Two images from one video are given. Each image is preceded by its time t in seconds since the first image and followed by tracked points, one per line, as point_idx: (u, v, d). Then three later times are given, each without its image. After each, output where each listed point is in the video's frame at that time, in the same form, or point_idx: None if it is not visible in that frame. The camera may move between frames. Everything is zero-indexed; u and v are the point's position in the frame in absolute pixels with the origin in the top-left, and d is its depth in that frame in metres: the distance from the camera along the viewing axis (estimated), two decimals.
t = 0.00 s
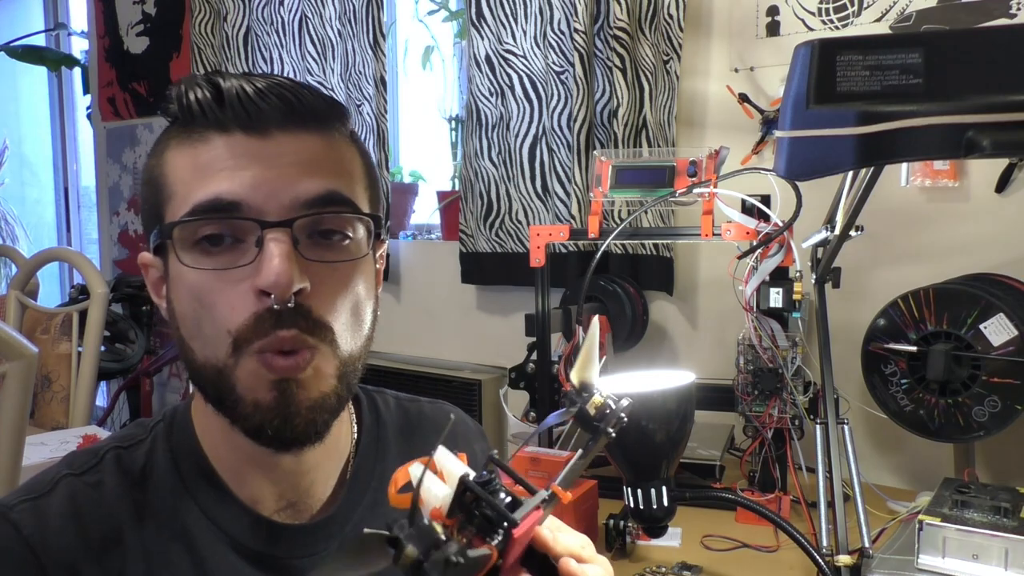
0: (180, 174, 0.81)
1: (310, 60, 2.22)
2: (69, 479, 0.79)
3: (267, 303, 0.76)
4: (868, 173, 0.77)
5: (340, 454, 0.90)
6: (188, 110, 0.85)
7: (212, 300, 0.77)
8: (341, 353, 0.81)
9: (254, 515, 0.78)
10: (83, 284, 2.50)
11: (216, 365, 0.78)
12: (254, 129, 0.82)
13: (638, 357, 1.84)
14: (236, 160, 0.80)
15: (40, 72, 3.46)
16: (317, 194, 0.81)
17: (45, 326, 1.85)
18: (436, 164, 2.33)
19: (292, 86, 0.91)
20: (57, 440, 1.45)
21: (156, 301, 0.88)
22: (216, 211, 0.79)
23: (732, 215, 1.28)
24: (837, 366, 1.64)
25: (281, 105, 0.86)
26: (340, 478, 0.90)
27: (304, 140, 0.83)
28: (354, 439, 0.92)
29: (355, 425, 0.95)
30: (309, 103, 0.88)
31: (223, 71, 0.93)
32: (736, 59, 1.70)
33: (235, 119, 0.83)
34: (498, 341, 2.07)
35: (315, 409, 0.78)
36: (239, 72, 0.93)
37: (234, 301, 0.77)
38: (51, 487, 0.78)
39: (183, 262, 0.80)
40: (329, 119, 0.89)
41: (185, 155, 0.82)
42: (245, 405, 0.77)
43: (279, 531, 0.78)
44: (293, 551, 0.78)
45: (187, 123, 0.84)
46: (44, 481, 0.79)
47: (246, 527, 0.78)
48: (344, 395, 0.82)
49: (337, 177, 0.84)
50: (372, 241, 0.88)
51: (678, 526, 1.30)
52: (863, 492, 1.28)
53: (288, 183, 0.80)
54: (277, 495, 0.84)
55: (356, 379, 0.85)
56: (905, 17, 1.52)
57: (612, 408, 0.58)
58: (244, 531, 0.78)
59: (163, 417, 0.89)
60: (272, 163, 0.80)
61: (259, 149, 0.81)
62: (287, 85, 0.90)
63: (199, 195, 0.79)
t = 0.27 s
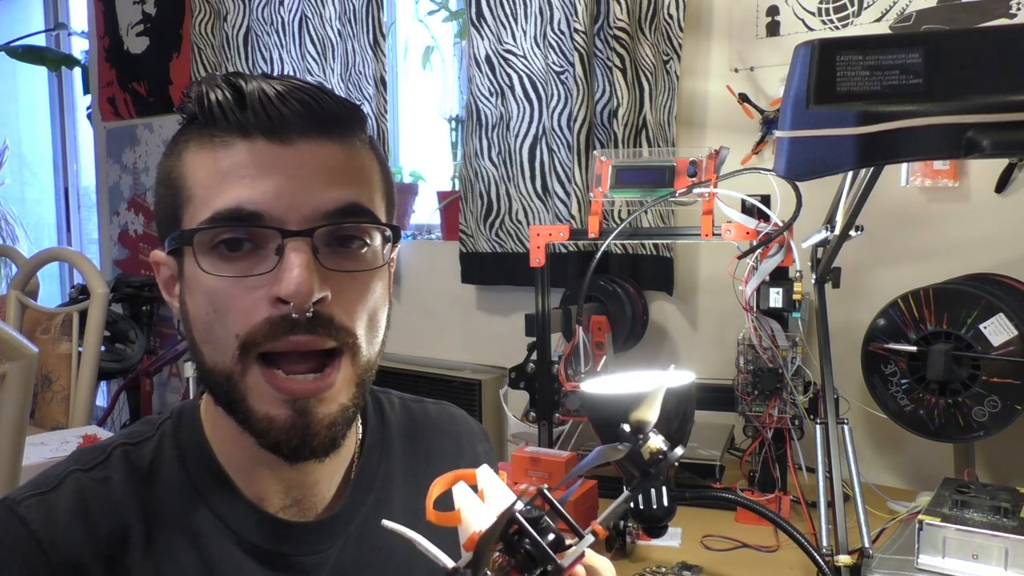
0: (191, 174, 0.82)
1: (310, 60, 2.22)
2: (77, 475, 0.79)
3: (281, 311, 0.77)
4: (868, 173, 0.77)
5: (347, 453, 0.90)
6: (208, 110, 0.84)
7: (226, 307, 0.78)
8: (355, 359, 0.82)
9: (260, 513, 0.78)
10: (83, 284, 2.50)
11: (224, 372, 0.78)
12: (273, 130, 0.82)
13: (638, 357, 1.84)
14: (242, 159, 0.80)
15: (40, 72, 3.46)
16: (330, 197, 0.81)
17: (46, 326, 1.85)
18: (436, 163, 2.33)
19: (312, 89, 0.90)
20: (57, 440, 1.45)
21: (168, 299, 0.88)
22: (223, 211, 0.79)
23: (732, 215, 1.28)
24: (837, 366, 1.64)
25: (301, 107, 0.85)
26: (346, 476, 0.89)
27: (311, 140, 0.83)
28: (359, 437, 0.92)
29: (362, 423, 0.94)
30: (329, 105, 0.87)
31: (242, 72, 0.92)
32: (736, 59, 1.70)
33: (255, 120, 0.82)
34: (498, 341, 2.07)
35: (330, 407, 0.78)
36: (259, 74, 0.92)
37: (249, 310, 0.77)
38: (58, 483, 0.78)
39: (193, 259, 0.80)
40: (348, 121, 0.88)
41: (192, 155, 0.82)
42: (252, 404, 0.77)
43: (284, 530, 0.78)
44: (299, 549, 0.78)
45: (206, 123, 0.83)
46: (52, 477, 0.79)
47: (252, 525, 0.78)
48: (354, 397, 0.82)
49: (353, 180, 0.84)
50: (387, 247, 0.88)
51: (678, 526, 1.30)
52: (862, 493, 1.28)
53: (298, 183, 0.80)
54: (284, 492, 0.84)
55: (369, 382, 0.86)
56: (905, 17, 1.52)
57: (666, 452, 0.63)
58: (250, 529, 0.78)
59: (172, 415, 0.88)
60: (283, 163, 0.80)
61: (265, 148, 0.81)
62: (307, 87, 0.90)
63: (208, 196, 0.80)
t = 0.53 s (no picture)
0: (195, 173, 0.82)
1: (310, 60, 2.22)
2: (83, 473, 0.78)
3: (285, 304, 0.77)
4: (868, 173, 0.77)
5: (349, 451, 0.90)
6: (215, 111, 0.84)
7: (229, 300, 0.78)
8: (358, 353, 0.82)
9: (264, 511, 0.78)
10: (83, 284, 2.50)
11: (227, 364, 0.78)
12: (280, 130, 0.82)
13: (638, 357, 1.84)
14: (245, 161, 0.80)
15: (40, 71, 3.46)
16: (330, 195, 0.81)
17: (46, 326, 1.85)
18: (436, 163, 2.33)
19: (317, 89, 0.90)
20: (57, 441, 1.45)
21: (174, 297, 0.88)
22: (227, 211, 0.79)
23: (732, 215, 1.28)
24: (837, 366, 1.64)
25: (306, 106, 0.85)
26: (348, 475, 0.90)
27: (312, 139, 0.83)
28: (363, 439, 0.92)
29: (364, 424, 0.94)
30: (335, 105, 0.88)
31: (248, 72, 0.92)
32: (736, 59, 1.70)
33: (262, 121, 0.82)
34: (498, 341, 2.07)
35: (331, 405, 0.79)
36: (264, 74, 0.92)
37: (254, 303, 0.77)
38: (64, 481, 0.77)
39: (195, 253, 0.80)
40: (353, 121, 0.88)
41: (194, 155, 0.82)
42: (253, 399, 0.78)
43: (287, 528, 0.78)
44: (302, 548, 0.78)
45: (213, 124, 0.83)
46: (58, 475, 0.78)
47: (255, 523, 0.78)
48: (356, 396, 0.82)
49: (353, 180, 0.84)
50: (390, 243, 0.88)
51: (678, 526, 1.30)
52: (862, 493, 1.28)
53: (299, 183, 0.80)
54: (287, 492, 0.84)
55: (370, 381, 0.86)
56: (905, 17, 1.52)
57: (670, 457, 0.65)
58: (253, 527, 0.78)
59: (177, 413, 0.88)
60: (284, 162, 0.80)
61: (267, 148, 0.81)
62: (313, 87, 0.90)
63: (212, 196, 0.80)
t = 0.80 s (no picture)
0: (199, 174, 0.82)
1: (310, 60, 2.22)
2: (85, 469, 0.79)
3: (290, 310, 0.77)
4: (868, 173, 0.77)
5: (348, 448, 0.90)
6: (221, 112, 0.84)
7: (236, 304, 0.78)
8: (359, 355, 0.82)
9: (265, 507, 0.78)
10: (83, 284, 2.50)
11: (235, 362, 0.78)
12: (285, 135, 0.82)
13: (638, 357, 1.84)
14: (251, 165, 0.80)
15: (40, 71, 3.46)
16: (336, 203, 0.81)
17: (46, 325, 1.85)
18: (436, 163, 2.33)
19: (324, 94, 0.90)
20: (56, 440, 1.45)
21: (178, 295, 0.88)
22: (234, 213, 0.79)
23: (732, 215, 1.28)
24: (838, 366, 1.64)
25: (312, 111, 0.85)
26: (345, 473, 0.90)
27: (319, 145, 0.83)
28: (359, 433, 0.93)
29: (361, 421, 0.94)
30: (341, 110, 0.88)
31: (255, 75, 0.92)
32: (736, 59, 1.70)
33: (268, 125, 0.82)
34: (498, 341, 2.07)
35: (331, 397, 0.79)
36: (271, 78, 0.92)
37: (260, 308, 0.77)
38: (67, 476, 0.78)
39: (200, 256, 0.80)
40: (359, 127, 0.88)
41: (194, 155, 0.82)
42: (259, 394, 0.78)
43: (288, 525, 0.78)
44: (303, 544, 0.78)
45: (218, 125, 0.83)
46: (60, 471, 0.79)
47: (257, 519, 0.78)
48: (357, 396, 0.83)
49: (356, 183, 0.84)
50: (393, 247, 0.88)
51: (678, 526, 1.30)
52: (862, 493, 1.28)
53: (306, 188, 0.80)
54: (286, 489, 0.85)
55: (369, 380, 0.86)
56: (905, 17, 1.52)
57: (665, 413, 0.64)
58: (255, 523, 0.78)
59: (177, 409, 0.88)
60: (290, 165, 0.80)
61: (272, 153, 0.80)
62: (319, 92, 0.90)
63: (216, 196, 0.80)
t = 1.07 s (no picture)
0: (202, 175, 0.82)
1: (310, 60, 2.22)
2: (91, 468, 0.78)
3: (295, 316, 0.77)
4: (868, 173, 0.77)
5: (352, 449, 0.90)
6: (221, 116, 0.84)
7: (240, 308, 0.78)
8: (364, 356, 0.82)
9: (269, 506, 0.78)
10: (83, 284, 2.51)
11: (239, 366, 0.79)
12: (286, 138, 0.81)
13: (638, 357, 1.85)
14: (254, 169, 0.79)
15: (39, 71, 3.46)
16: (339, 207, 0.81)
17: (46, 325, 1.85)
18: (436, 163, 2.33)
19: (325, 95, 0.90)
20: (57, 440, 1.45)
21: (180, 297, 0.88)
22: (237, 218, 0.79)
23: (732, 215, 1.28)
24: (837, 366, 1.64)
25: (313, 113, 0.85)
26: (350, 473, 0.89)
27: (318, 149, 0.82)
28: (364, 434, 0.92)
29: (364, 420, 0.94)
30: (341, 112, 0.87)
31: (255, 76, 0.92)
32: (736, 59, 1.70)
33: (268, 128, 0.82)
34: (498, 341, 2.07)
35: (337, 397, 0.79)
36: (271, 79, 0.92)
37: (265, 313, 0.78)
38: (73, 473, 0.78)
39: (203, 261, 0.80)
40: (360, 128, 0.88)
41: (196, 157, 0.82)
42: (265, 398, 0.78)
43: (292, 524, 0.78)
44: (306, 543, 0.78)
45: (219, 129, 0.83)
46: (66, 468, 0.79)
47: (261, 519, 0.78)
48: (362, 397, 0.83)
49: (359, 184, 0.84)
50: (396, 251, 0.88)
51: (678, 526, 1.30)
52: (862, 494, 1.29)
53: (308, 191, 0.80)
54: (291, 489, 0.84)
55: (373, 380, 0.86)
56: (905, 17, 1.52)
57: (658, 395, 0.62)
58: (259, 522, 0.78)
59: (183, 409, 0.88)
60: (291, 168, 0.80)
61: (272, 157, 0.80)
62: (320, 94, 0.90)
63: (218, 197, 0.80)
